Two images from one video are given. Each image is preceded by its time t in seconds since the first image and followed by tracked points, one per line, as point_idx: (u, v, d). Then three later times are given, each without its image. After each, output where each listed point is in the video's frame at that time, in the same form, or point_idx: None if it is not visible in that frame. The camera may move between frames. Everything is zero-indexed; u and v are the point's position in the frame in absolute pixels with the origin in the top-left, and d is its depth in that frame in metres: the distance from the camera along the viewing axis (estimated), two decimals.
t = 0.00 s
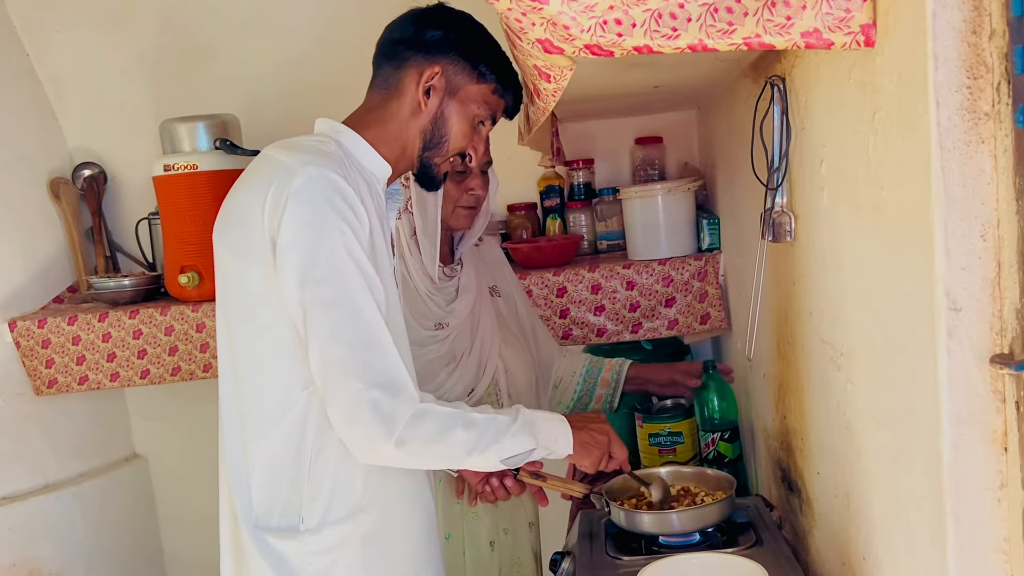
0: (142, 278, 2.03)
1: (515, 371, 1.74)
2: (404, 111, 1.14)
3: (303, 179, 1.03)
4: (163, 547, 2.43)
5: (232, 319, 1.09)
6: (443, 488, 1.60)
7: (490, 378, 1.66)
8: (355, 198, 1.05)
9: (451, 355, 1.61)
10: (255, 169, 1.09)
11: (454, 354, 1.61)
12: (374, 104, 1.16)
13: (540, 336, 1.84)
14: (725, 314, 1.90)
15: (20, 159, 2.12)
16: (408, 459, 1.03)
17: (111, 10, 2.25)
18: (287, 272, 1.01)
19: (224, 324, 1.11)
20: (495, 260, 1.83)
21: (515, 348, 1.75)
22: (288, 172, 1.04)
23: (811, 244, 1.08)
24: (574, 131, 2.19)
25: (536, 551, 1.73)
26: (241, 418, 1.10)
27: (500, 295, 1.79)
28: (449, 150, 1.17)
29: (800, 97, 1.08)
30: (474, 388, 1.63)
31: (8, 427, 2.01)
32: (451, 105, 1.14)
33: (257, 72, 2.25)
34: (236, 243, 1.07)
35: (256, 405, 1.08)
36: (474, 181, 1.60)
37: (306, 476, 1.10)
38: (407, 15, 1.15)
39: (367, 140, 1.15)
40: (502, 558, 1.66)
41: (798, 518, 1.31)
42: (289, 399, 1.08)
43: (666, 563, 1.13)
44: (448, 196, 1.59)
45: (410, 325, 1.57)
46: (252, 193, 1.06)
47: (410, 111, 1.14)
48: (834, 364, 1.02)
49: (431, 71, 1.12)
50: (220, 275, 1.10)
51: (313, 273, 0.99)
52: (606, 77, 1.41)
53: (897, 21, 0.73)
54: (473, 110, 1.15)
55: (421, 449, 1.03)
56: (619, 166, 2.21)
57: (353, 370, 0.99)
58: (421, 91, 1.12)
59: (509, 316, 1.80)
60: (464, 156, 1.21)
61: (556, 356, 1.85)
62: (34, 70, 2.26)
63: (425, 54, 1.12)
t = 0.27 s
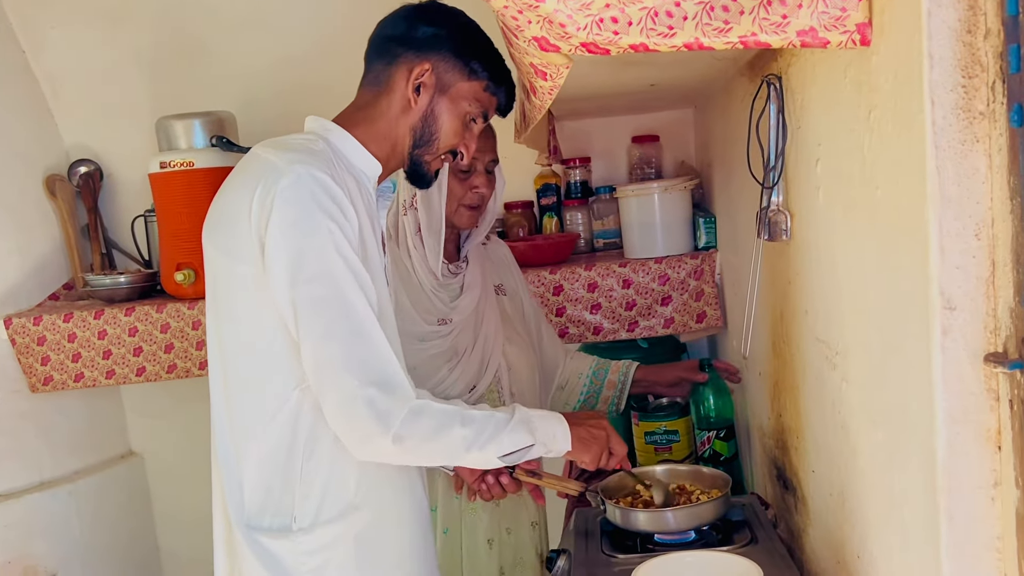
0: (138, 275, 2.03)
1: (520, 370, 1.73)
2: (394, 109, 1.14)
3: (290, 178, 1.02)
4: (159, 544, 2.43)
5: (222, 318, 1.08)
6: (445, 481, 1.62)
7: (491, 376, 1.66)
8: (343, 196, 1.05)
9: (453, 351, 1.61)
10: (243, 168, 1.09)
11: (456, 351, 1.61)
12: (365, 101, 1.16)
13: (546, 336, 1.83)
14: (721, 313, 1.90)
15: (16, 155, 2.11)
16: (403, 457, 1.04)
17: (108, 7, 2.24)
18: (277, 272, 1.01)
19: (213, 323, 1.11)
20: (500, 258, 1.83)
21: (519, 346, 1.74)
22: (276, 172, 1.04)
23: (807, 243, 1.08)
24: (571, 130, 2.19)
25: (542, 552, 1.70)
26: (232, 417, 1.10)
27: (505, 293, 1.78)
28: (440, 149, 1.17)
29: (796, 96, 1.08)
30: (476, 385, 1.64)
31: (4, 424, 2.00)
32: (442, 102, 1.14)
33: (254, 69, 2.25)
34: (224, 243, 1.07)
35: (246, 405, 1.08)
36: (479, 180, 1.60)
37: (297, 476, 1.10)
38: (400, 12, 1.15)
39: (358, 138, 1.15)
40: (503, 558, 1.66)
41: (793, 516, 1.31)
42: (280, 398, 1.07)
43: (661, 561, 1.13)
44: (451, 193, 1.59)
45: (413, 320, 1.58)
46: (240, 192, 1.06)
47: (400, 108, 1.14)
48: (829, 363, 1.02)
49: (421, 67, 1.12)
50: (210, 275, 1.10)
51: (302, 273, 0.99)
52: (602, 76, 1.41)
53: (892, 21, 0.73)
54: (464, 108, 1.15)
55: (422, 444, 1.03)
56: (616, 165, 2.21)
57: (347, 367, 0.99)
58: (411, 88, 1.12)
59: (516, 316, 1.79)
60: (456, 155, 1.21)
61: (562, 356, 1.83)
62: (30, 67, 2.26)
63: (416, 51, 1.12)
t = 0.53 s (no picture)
0: (134, 273, 2.02)
1: (520, 368, 1.73)
2: (389, 108, 1.14)
3: (279, 178, 1.02)
4: (154, 543, 2.43)
5: (211, 317, 1.08)
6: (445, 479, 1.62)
7: (492, 374, 1.66)
8: (333, 196, 1.05)
9: (454, 349, 1.61)
10: (234, 167, 1.08)
11: (457, 348, 1.61)
12: (360, 100, 1.16)
13: (545, 334, 1.84)
14: (718, 312, 1.90)
15: (11, 152, 2.11)
16: (392, 457, 1.04)
17: (104, 4, 2.24)
18: (266, 271, 1.00)
19: (204, 322, 1.10)
20: (500, 255, 1.84)
21: (520, 345, 1.75)
22: (266, 171, 1.03)
23: (803, 242, 1.08)
24: (568, 128, 2.19)
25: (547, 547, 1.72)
26: (222, 416, 1.10)
27: (506, 291, 1.79)
28: (435, 149, 1.17)
29: (792, 95, 1.08)
30: (476, 383, 1.63)
31: None
32: (437, 103, 1.14)
33: (251, 67, 2.24)
34: (214, 241, 1.06)
35: (235, 404, 1.08)
36: (478, 179, 1.60)
37: (286, 475, 1.09)
38: (397, 10, 1.15)
39: (351, 137, 1.15)
40: (505, 556, 1.65)
41: (788, 515, 1.31)
42: (268, 398, 1.07)
43: (657, 559, 1.13)
44: (450, 192, 1.59)
45: (413, 317, 1.58)
46: (231, 191, 1.06)
47: (395, 108, 1.14)
48: (825, 361, 1.02)
49: (417, 67, 1.11)
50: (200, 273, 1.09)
51: (291, 272, 0.99)
52: (599, 74, 1.41)
53: (888, 20, 0.73)
54: (459, 109, 1.15)
55: (406, 446, 1.03)
56: (613, 164, 2.21)
57: (337, 367, 0.99)
58: (407, 88, 1.12)
59: (516, 314, 1.79)
60: (450, 155, 1.21)
61: (561, 355, 1.84)
62: (26, 63, 2.25)
63: (413, 51, 1.12)
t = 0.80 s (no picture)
0: (132, 271, 2.02)
1: (518, 364, 1.72)
2: (386, 107, 1.14)
3: (276, 177, 1.02)
4: (152, 541, 2.43)
5: (208, 315, 1.08)
6: (442, 478, 1.62)
7: (490, 370, 1.65)
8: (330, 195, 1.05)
9: (451, 346, 1.61)
10: (231, 165, 1.08)
11: (454, 345, 1.61)
12: (357, 99, 1.16)
13: (542, 331, 1.83)
14: (715, 312, 1.90)
15: (9, 150, 2.10)
16: (392, 454, 1.05)
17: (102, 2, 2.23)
18: (263, 270, 1.00)
19: (200, 320, 1.10)
20: (497, 251, 1.82)
21: (518, 342, 1.73)
22: (262, 169, 1.03)
23: (801, 242, 1.08)
24: (566, 128, 2.19)
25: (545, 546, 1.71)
26: (218, 414, 1.10)
27: (504, 287, 1.78)
28: (432, 148, 1.17)
29: (790, 95, 1.08)
30: (473, 379, 1.63)
31: None
32: (434, 102, 1.14)
33: (249, 65, 2.24)
34: (210, 240, 1.06)
35: (230, 402, 1.08)
36: (471, 177, 1.59)
37: (281, 474, 1.09)
38: (395, 10, 1.15)
39: (349, 136, 1.15)
40: (503, 554, 1.65)
41: (785, 515, 1.31)
42: (264, 397, 1.07)
43: (653, 558, 1.13)
44: (443, 190, 1.58)
45: (410, 315, 1.58)
46: (228, 189, 1.05)
47: (392, 107, 1.14)
48: (822, 361, 1.02)
49: (415, 67, 1.11)
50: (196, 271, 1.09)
51: (291, 272, 0.99)
52: (597, 74, 1.41)
53: (886, 20, 0.73)
54: (457, 109, 1.15)
55: (410, 442, 1.04)
56: (611, 163, 2.21)
57: (338, 366, 1.00)
58: (404, 88, 1.12)
59: (515, 310, 1.79)
60: (447, 155, 1.21)
61: (558, 352, 1.83)
62: (24, 61, 2.25)
63: (410, 50, 1.12)
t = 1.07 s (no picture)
0: (130, 269, 2.02)
1: (513, 363, 1.73)
2: (384, 107, 1.14)
3: (276, 175, 1.02)
4: (150, 539, 2.43)
5: (207, 314, 1.08)
6: (437, 477, 1.62)
7: (483, 368, 1.66)
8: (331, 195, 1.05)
9: (444, 344, 1.61)
10: (231, 163, 1.08)
11: (447, 343, 1.61)
12: (356, 98, 1.15)
13: (537, 329, 1.83)
14: (714, 312, 1.90)
15: (7, 147, 2.10)
16: (389, 453, 1.05)
17: None
18: (264, 269, 1.00)
19: (199, 318, 1.10)
20: (490, 250, 1.83)
21: (511, 339, 1.74)
22: (263, 168, 1.03)
23: (799, 243, 1.08)
24: (565, 127, 2.19)
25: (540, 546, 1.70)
26: (216, 414, 1.10)
27: (497, 285, 1.79)
28: (429, 148, 1.17)
29: (789, 95, 1.08)
30: (467, 377, 1.63)
31: None
32: (433, 102, 1.14)
33: (248, 63, 2.24)
34: (210, 238, 1.06)
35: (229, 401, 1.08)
36: (460, 174, 1.58)
37: (280, 474, 1.09)
38: (394, 9, 1.14)
39: (347, 136, 1.15)
40: (498, 552, 1.66)
41: (782, 515, 1.31)
42: (263, 396, 1.07)
43: (651, 558, 1.12)
44: (432, 188, 1.57)
45: (403, 315, 1.57)
46: (227, 187, 1.05)
47: (390, 107, 1.14)
48: (819, 362, 1.02)
49: (413, 67, 1.11)
50: (195, 269, 1.09)
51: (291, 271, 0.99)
52: (596, 74, 1.41)
53: (884, 20, 0.73)
54: (455, 109, 1.15)
55: (411, 442, 1.04)
56: (609, 163, 2.21)
57: (338, 366, 1.00)
58: (402, 87, 1.12)
59: (509, 308, 1.79)
60: (445, 155, 1.21)
61: (554, 351, 1.83)
62: (23, 58, 2.25)
63: (409, 49, 1.12)
